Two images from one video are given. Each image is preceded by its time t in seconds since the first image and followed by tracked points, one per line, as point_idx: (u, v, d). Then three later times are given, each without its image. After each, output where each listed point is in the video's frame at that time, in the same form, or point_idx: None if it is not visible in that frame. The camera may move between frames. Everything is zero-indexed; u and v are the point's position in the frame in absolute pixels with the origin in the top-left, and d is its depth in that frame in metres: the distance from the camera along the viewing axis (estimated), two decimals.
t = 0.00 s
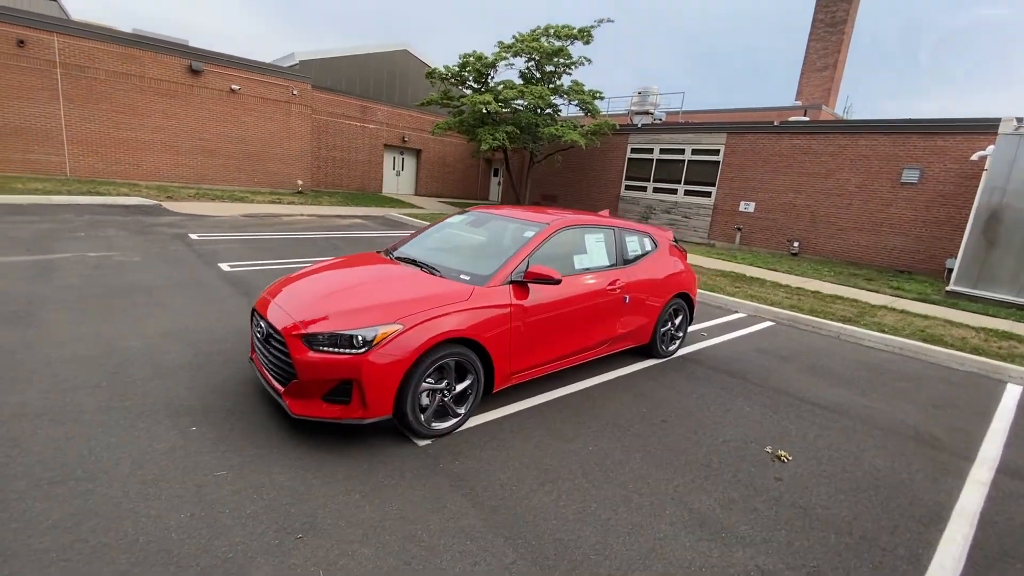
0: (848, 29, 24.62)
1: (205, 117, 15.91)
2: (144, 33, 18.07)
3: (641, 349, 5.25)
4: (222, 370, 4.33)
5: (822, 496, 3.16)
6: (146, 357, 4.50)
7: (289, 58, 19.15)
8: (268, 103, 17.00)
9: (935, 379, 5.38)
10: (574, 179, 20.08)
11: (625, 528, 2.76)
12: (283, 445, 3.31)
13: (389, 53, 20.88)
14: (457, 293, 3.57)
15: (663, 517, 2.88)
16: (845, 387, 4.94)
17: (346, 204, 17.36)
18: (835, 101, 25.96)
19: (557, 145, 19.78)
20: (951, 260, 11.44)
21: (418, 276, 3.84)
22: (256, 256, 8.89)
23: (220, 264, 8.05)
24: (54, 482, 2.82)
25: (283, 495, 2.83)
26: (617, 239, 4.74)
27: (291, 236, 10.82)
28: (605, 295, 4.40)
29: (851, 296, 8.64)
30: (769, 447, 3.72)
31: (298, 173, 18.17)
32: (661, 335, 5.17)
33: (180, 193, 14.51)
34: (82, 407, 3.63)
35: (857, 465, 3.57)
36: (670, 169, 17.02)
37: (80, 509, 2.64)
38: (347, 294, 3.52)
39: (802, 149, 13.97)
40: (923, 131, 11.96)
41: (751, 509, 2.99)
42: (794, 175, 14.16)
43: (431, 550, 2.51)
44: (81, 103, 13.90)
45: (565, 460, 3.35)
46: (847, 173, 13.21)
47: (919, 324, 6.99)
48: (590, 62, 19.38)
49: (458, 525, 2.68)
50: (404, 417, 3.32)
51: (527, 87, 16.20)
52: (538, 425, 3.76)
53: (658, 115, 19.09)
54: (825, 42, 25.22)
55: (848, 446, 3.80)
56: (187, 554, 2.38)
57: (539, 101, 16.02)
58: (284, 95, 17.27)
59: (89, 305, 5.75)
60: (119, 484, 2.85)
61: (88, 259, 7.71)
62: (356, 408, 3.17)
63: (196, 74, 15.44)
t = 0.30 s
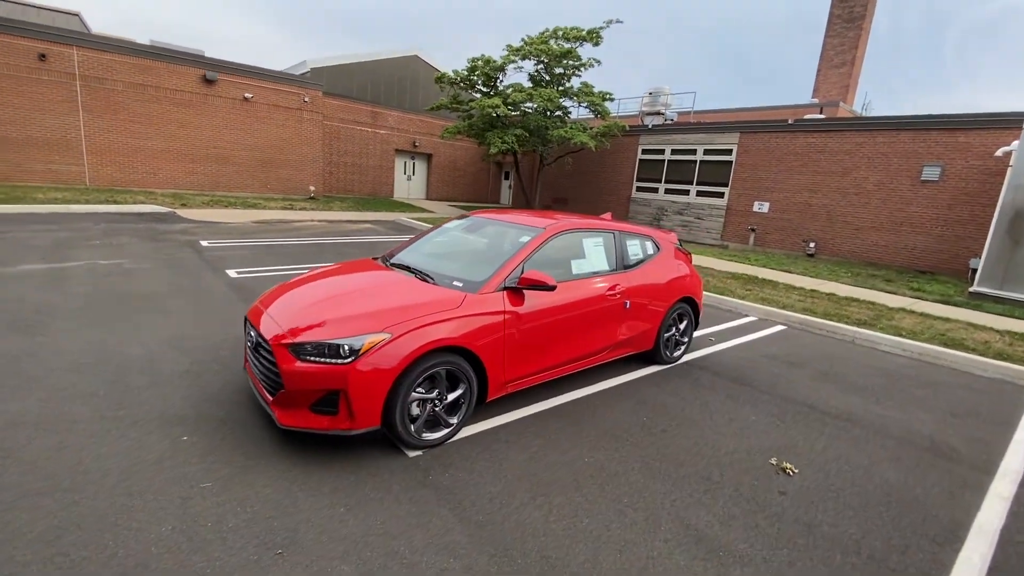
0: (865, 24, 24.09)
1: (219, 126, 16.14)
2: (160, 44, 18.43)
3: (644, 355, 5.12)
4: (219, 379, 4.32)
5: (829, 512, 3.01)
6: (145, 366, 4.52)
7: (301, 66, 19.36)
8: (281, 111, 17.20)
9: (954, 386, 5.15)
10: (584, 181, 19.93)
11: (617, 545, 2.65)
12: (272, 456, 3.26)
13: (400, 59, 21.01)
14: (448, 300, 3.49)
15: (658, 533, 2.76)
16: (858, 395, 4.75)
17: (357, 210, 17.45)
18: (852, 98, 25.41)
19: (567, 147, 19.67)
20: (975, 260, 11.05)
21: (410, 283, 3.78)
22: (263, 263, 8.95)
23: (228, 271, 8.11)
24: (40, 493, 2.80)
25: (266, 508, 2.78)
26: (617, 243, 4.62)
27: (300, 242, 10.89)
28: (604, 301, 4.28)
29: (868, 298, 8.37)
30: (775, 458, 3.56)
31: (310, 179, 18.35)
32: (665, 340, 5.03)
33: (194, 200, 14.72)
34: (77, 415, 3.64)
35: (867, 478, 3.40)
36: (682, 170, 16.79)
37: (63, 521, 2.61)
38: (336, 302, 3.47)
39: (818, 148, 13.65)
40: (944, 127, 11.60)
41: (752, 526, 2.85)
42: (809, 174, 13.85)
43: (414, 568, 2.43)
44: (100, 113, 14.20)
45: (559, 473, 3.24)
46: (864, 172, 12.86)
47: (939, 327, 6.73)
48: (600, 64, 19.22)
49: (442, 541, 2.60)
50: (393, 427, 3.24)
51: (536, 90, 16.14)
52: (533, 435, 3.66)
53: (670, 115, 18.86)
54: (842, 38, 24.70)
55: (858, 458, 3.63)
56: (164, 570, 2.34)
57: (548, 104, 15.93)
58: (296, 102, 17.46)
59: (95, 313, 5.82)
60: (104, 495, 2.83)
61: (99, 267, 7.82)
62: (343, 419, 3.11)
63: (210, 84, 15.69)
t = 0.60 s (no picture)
0: (887, 17, 23.48)
1: (234, 131, 16.40)
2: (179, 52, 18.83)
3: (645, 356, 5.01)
4: (214, 380, 4.34)
5: (827, 520, 2.88)
6: (143, 367, 4.56)
7: (314, 71, 19.58)
8: (294, 115, 17.40)
9: (972, 388, 4.93)
10: (596, 181, 19.77)
11: (599, 553, 2.56)
12: (257, 458, 3.25)
13: (411, 61, 21.12)
14: (435, 300, 3.43)
15: (644, 541, 2.66)
16: (867, 398, 4.57)
17: (369, 212, 17.58)
18: (874, 93, 24.78)
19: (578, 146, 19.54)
20: (1000, 257, 10.64)
21: (398, 284, 3.73)
22: (271, 264, 9.03)
23: (235, 273, 8.20)
24: (25, 493, 2.82)
25: (245, 510, 2.76)
26: (614, 242, 4.52)
27: (309, 244, 10.98)
28: (600, 301, 4.18)
29: (885, 297, 8.10)
30: (773, 462, 3.43)
31: (323, 182, 18.53)
32: (666, 341, 4.91)
33: (209, 204, 14.96)
34: (72, 415, 3.68)
35: (871, 484, 3.25)
36: (695, 168, 16.54)
37: (44, 521, 2.62)
38: (322, 303, 3.44)
39: (835, 144, 13.31)
40: (968, 120, 11.21)
41: (743, 534, 2.74)
42: (826, 171, 13.51)
43: (387, 573, 2.38)
44: (119, 120, 14.53)
45: (546, 477, 3.16)
46: (884, 168, 12.49)
47: (958, 327, 6.47)
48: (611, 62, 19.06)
49: (419, 546, 2.55)
50: (378, 429, 3.20)
51: (546, 90, 16.06)
52: (523, 438, 3.58)
53: (683, 113, 18.61)
54: (862, 32, 24.10)
55: (863, 464, 3.47)
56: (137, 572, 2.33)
57: (558, 103, 15.83)
58: (309, 106, 17.65)
59: (102, 315, 5.91)
60: (88, 496, 2.83)
61: (111, 269, 7.98)
62: (326, 420, 3.07)
63: (225, 89, 15.94)
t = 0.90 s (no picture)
0: (909, 13, 22.91)
1: (247, 132, 16.66)
2: (196, 55, 19.21)
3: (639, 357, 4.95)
4: (207, 377, 4.39)
5: (810, 527, 2.80)
6: (141, 363, 4.64)
7: (327, 72, 19.79)
8: (306, 116, 17.62)
9: (979, 393, 4.77)
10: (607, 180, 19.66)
11: (570, 555, 2.53)
12: (241, 455, 3.28)
13: (423, 61, 21.23)
14: (417, 300, 3.42)
15: (618, 544, 2.62)
16: (866, 402, 4.45)
17: (379, 212, 17.71)
18: (895, 90, 24.18)
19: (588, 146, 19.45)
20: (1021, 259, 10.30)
21: (383, 283, 3.74)
22: (277, 264, 9.16)
23: (241, 272, 8.32)
24: (11, 485, 2.89)
25: (223, 506, 2.79)
26: (605, 242, 4.47)
27: (316, 243, 11.09)
28: (589, 301, 4.14)
29: (896, 299, 7.90)
30: (760, 467, 3.35)
31: (334, 182, 18.72)
32: (660, 342, 4.85)
33: (222, 204, 15.21)
34: (66, 410, 3.76)
35: (861, 491, 3.16)
36: (707, 168, 16.34)
37: (26, 513, 2.68)
38: (305, 302, 3.46)
39: (850, 142, 13.03)
40: (988, 117, 10.88)
41: (722, 540, 2.68)
42: (841, 170, 13.23)
43: (354, 571, 2.38)
44: (136, 122, 14.87)
45: (525, 478, 3.14)
46: (900, 166, 12.18)
47: (970, 330, 6.27)
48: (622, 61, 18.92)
49: (390, 545, 2.55)
50: (358, 428, 3.20)
51: (555, 89, 16.00)
52: (506, 439, 3.56)
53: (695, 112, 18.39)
54: (883, 28, 23.53)
55: (854, 470, 3.38)
56: (110, 564, 2.37)
57: (567, 102, 15.77)
58: (321, 107, 17.85)
59: (107, 312, 6.04)
60: (72, 489, 2.89)
61: (121, 268, 8.16)
62: (306, 418, 3.09)
63: (238, 91, 16.21)
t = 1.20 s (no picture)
0: (927, 11, 22.45)
1: (258, 131, 16.83)
2: (209, 54, 19.48)
3: (632, 358, 4.90)
4: (198, 373, 4.43)
5: (791, 533, 2.74)
6: (136, 358, 4.70)
7: (337, 72, 19.94)
8: (315, 115, 17.77)
9: (982, 399, 4.65)
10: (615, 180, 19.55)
11: (541, 557, 2.50)
12: (223, 450, 3.29)
13: (432, 61, 21.29)
14: (400, 298, 3.41)
15: (591, 547, 2.58)
16: (862, 407, 4.35)
17: (387, 211, 17.78)
18: (913, 90, 23.70)
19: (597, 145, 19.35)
20: None
21: (368, 281, 3.74)
22: (280, 261, 9.23)
23: (244, 269, 8.40)
24: None
25: (199, 502, 2.80)
26: (596, 241, 4.43)
27: (321, 241, 11.16)
28: (578, 301, 4.10)
29: (904, 303, 7.73)
30: (746, 472, 3.29)
31: (343, 181, 18.85)
32: (653, 343, 4.79)
33: (232, 202, 15.39)
34: (58, 404, 3.81)
35: (848, 498, 3.08)
36: (716, 168, 16.16)
37: (7, 503, 2.71)
38: (289, 299, 3.47)
39: (862, 142, 12.80)
40: (1005, 117, 10.61)
41: (698, 545, 2.63)
42: (852, 170, 12.99)
43: (322, 568, 2.38)
44: (149, 120, 15.10)
45: (504, 478, 3.11)
46: (913, 167, 11.93)
47: (977, 335, 6.12)
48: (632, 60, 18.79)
49: (361, 543, 2.54)
50: (338, 426, 3.20)
51: (564, 88, 15.93)
52: (488, 439, 3.53)
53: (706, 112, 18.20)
54: (901, 27, 23.08)
55: (843, 476, 3.30)
56: (83, 556, 2.39)
57: (575, 102, 15.69)
58: (330, 106, 17.99)
59: (109, 308, 6.13)
60: (54, 482, 2.92)
61: (127, 264, 8.29)
62: (285, 415, 3.10)
63: (249, 90, 16.39)
